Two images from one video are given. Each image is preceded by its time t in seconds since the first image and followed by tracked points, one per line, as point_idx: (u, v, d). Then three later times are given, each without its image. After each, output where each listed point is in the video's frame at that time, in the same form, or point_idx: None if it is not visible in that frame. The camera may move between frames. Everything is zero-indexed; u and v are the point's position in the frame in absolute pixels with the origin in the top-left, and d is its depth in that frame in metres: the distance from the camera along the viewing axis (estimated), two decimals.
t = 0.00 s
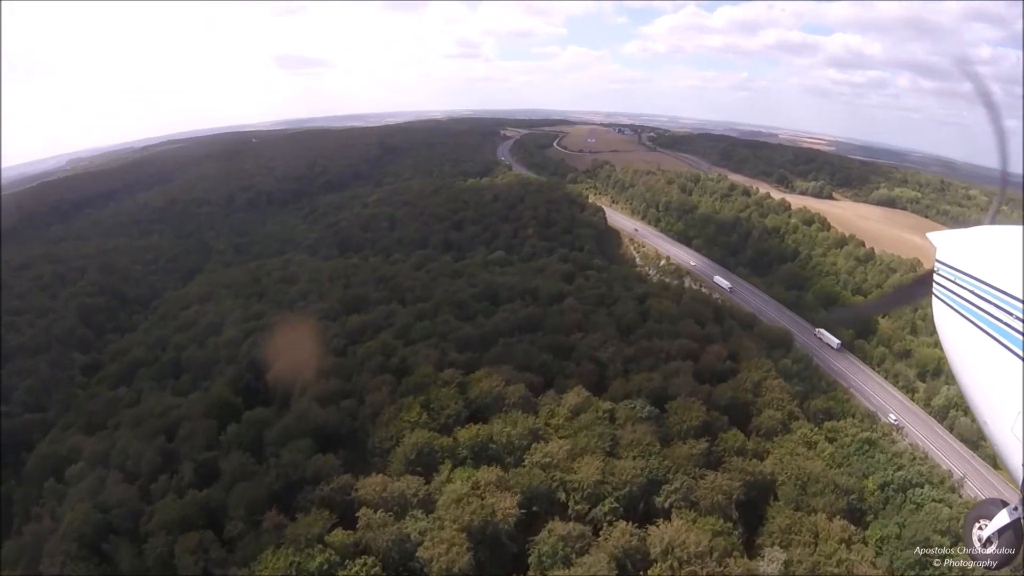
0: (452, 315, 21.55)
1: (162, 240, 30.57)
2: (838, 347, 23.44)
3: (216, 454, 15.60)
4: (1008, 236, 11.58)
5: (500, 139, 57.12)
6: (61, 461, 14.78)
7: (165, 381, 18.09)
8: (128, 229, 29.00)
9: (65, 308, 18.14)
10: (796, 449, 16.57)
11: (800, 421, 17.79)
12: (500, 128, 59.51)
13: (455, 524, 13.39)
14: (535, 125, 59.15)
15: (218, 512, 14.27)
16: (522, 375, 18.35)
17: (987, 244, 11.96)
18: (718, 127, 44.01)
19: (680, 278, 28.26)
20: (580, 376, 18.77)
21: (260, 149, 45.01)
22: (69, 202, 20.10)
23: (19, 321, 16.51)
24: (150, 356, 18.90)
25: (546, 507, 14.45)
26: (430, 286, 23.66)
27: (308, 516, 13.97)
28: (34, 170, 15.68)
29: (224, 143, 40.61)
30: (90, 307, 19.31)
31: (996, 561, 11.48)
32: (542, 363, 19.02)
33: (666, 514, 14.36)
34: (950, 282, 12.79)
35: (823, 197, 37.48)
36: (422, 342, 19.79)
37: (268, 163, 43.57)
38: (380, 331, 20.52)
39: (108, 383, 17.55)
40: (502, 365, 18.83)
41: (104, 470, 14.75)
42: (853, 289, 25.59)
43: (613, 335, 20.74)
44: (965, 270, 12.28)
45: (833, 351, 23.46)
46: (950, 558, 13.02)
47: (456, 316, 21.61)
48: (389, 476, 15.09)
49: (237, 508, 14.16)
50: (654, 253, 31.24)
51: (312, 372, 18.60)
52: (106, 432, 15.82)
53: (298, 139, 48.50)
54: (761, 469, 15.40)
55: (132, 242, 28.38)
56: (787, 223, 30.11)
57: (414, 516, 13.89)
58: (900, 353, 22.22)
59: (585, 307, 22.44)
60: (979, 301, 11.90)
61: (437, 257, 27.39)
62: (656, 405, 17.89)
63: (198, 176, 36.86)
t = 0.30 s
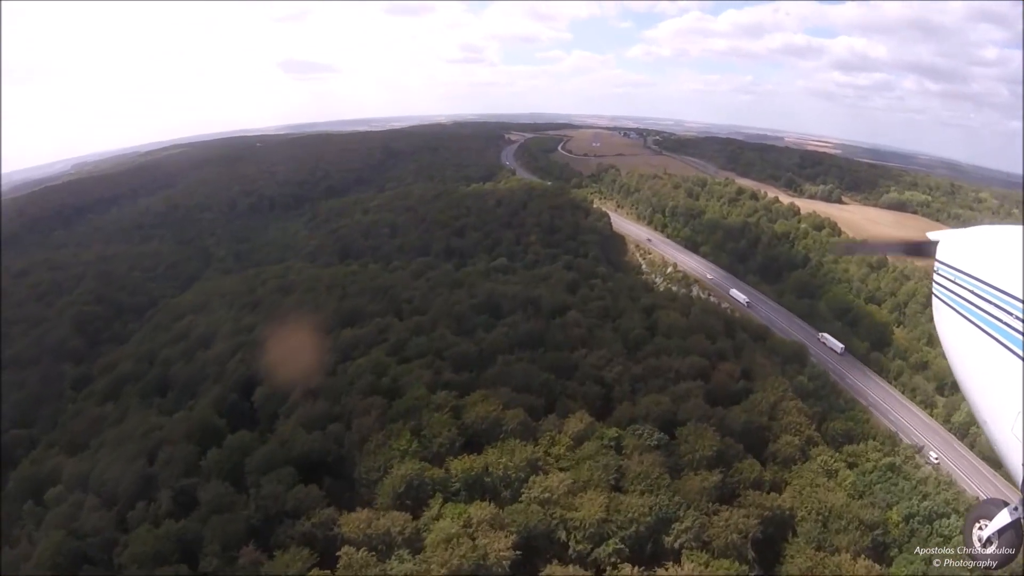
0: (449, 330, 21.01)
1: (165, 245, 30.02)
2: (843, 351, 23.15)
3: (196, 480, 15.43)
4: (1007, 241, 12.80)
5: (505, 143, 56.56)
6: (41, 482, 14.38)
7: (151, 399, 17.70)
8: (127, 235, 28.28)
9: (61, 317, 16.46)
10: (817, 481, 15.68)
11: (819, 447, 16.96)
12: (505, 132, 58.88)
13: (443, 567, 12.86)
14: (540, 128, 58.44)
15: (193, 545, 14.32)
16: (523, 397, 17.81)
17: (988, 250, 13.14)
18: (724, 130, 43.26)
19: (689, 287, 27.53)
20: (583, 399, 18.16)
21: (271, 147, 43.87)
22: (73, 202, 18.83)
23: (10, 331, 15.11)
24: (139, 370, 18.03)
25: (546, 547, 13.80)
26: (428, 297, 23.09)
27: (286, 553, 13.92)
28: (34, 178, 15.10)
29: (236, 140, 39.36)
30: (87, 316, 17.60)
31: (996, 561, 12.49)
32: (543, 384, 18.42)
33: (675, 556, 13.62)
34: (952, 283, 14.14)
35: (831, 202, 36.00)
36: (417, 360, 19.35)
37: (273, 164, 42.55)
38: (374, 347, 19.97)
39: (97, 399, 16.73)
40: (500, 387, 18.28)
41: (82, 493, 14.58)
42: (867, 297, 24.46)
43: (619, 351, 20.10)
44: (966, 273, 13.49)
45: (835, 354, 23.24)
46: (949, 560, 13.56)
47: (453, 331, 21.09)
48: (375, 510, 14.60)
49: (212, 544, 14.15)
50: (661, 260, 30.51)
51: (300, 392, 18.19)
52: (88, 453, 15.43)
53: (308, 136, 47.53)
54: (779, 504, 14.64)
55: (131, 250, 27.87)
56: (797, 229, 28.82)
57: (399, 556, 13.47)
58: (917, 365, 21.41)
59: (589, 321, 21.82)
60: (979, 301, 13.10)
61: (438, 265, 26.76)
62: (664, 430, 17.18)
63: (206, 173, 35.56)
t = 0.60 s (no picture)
0: (442, 343, 20.40)
1: (160, 251, 29.52)
2: (842, 352, 23.24)
3: (171, 508, 14.66)
4: (1006, 239, 12.31)
5: (505, 146, 55.96)
6: (16, 504, 13.77)
7: (134, 416, 17.10)
8: (124, 239, 27.93)
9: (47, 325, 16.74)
10: (833, 510, 14.90)
11: (838, 471, 16.11)
12: (506, 134, 58.29)
13: None
14: (540, 130, 57.77)
15: None
16: (518, 417, 17.17)
17: (987, 247, 12.65)
18: (725, 130, 42.42)
19: (692, 294, 26.86)
20: (582, 419, 17.46)
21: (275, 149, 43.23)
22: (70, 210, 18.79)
23: None
24: (124, 381, 17.83)
25: None
26: (422, 308, 22.48)
27: None
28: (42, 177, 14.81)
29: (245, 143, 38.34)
30: (74, 325, 17.76)
31: (996, 561, 12.28)
32: (539, 404, 17.73)
33: None
34: (950, 282, 13.61)
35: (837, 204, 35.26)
36: (407, 375, 18.79)
37: (274, 167, 41.95)
38: (363, 363, 19.38)
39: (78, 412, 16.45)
40: (493, 407, 17.65)
41: (58, 518, 13.87)
42: (876, 303, 23.70)
43: (620, 365, 19.42)
44: (966, 271, 12.99)
45: (834, 355, 23.30)
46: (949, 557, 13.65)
47: (447, 345, 20.45)
48: (357, 545, 13.95)
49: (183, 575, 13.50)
50: (663, 265, 29.84)
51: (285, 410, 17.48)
52: (64, 473, 14.67)
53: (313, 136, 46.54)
54: (796, 538, 13.93)
55: (124, 257, 27.41)
56: (802, 232, 28.24)
57: None
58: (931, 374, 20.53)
59: (588, 333, 21.16)
60: (980, 301, 12.57)
61: (435, 272, 26.13)
62: (670, 455, 16.52)
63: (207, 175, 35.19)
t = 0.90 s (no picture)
0: (426, 346, 19.90)
1: (148, 242, 28.74)
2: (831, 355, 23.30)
3: (133, 519, 13.90)
4: (1005, 240, 12.67)
5: (502, 139, 55.20)
6: None
7: (105, 413, 16.17)
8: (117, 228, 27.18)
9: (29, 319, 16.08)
10: (839, 543, 14.12)
11: (841, 498, 15.35)
12: (503, 128, 57.46)
13: None
14: (537, 123, 56.94)
15: None
16: (502, 431, 16.59)
17: (987, 249, 13.01)
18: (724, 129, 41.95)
19: (689, 298, 26.24)
20: (573, 433, 16.82)
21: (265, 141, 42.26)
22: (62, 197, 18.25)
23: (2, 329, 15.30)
24: (98, 378, 16.70)
25: None
26: (409, 308, 21.86)
27: None
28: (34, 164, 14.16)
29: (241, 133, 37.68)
30: (57, 317, 16.92)
31: (995, 560, 12.75)
32: (524, 415, 17.17)
33: None
34: (952, 283, 13.88)
35: (836, 208, 35.31)
36: (387, 380, 18.33)
37: (264, 156, 40.85)
38: (343, 365, 19.00)
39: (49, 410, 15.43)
40: (476, 419, 17.15)
41: (19, 524, 13.38)
42: (877, 311, 23.26)
43: (613, 375, 18.89)
44: (966, 274, 13.36)
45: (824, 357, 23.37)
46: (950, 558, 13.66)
47: (433, 350, 19.87)
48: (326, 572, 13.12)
49: None
50: (660, 266, 29.17)
51: (257, 415, 16.88)
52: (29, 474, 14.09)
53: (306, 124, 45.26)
54: None
55: (112, 247, 26.55)
56: (802, 235, 27.65)
57: None
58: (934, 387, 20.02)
59: (581, 339, 20.58)
60: (980, 302, 12.86)
61: (425, 269, 25.44)
62: (666, 478, 15.75)
63: (201, 166, 34.64)
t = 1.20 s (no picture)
0: (411, 348, 19.13)
1: (135, 230, 27.37)
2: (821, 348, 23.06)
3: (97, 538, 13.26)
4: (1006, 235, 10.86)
5: (494, 128, 54.22)
6: None
7: (77, 417, 15.40)
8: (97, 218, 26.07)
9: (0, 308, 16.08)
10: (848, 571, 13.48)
11: (848, 520, 14.77)
12: (496, 116, 56.36)
13: None
14: (532, 112, 55.88)
15: None
16: (482, 442, 15.82)
17: (992, 243, 11.10)
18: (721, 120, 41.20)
19: (684, 293, 25.58)
20: (562, 445, 16.02)
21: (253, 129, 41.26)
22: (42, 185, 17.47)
23: None
24: (73, 377, 15.89)
25: None
26: (394, 305, 21.03)
27: None
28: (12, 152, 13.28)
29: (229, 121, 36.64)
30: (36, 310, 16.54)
31: (996, 561, 11.53)
32: (512, 425, 16.37)
33: None
34: (949, 281, 11.89)
35: (834, 202, 34.46)
36: (366, 385, 17.45)
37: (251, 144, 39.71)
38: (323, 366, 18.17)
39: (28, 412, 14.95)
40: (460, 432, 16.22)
41: None
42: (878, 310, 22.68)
43: (606, 382, 18.11)
44: (964, 270, 11.38)
45: (813, 349, 23.11)
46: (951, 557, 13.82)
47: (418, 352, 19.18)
48: None
49: None
50: (655, 259, 28.42)
51: (227, 424, 15.96)
52: None
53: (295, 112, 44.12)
54: None
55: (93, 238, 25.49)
56: (801, 230, 26.91)
57: None
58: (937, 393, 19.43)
59: (573, 340, 19.93)
60: (978, 300, 10.95)
61: (413, 261, 24.66)
62: (661, 499, 14.88)
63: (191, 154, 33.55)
